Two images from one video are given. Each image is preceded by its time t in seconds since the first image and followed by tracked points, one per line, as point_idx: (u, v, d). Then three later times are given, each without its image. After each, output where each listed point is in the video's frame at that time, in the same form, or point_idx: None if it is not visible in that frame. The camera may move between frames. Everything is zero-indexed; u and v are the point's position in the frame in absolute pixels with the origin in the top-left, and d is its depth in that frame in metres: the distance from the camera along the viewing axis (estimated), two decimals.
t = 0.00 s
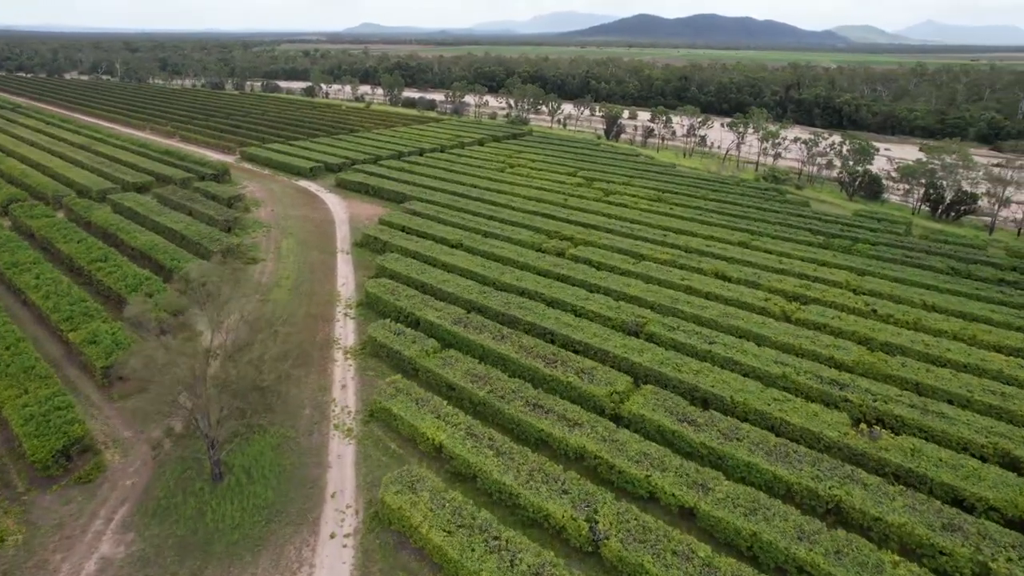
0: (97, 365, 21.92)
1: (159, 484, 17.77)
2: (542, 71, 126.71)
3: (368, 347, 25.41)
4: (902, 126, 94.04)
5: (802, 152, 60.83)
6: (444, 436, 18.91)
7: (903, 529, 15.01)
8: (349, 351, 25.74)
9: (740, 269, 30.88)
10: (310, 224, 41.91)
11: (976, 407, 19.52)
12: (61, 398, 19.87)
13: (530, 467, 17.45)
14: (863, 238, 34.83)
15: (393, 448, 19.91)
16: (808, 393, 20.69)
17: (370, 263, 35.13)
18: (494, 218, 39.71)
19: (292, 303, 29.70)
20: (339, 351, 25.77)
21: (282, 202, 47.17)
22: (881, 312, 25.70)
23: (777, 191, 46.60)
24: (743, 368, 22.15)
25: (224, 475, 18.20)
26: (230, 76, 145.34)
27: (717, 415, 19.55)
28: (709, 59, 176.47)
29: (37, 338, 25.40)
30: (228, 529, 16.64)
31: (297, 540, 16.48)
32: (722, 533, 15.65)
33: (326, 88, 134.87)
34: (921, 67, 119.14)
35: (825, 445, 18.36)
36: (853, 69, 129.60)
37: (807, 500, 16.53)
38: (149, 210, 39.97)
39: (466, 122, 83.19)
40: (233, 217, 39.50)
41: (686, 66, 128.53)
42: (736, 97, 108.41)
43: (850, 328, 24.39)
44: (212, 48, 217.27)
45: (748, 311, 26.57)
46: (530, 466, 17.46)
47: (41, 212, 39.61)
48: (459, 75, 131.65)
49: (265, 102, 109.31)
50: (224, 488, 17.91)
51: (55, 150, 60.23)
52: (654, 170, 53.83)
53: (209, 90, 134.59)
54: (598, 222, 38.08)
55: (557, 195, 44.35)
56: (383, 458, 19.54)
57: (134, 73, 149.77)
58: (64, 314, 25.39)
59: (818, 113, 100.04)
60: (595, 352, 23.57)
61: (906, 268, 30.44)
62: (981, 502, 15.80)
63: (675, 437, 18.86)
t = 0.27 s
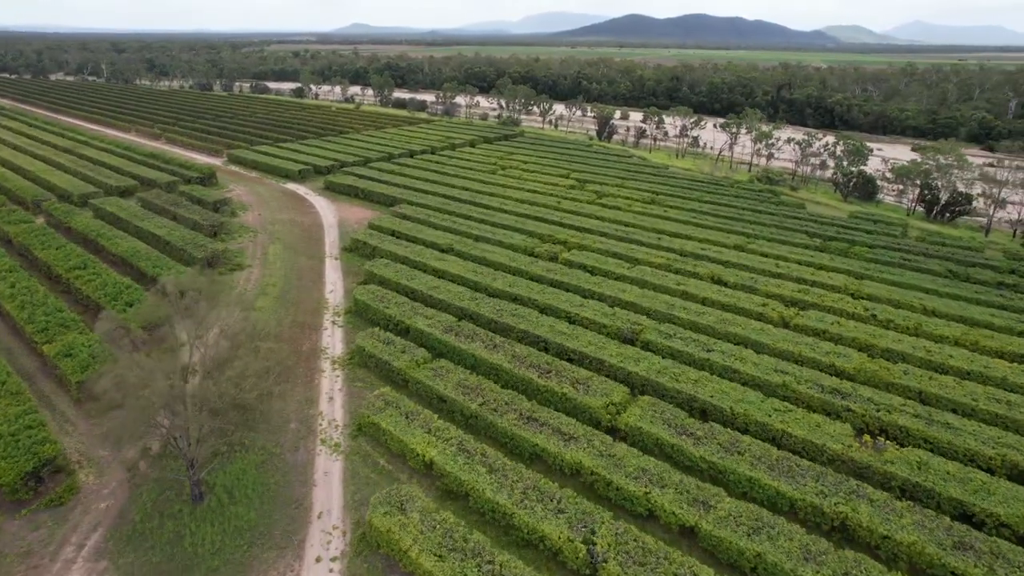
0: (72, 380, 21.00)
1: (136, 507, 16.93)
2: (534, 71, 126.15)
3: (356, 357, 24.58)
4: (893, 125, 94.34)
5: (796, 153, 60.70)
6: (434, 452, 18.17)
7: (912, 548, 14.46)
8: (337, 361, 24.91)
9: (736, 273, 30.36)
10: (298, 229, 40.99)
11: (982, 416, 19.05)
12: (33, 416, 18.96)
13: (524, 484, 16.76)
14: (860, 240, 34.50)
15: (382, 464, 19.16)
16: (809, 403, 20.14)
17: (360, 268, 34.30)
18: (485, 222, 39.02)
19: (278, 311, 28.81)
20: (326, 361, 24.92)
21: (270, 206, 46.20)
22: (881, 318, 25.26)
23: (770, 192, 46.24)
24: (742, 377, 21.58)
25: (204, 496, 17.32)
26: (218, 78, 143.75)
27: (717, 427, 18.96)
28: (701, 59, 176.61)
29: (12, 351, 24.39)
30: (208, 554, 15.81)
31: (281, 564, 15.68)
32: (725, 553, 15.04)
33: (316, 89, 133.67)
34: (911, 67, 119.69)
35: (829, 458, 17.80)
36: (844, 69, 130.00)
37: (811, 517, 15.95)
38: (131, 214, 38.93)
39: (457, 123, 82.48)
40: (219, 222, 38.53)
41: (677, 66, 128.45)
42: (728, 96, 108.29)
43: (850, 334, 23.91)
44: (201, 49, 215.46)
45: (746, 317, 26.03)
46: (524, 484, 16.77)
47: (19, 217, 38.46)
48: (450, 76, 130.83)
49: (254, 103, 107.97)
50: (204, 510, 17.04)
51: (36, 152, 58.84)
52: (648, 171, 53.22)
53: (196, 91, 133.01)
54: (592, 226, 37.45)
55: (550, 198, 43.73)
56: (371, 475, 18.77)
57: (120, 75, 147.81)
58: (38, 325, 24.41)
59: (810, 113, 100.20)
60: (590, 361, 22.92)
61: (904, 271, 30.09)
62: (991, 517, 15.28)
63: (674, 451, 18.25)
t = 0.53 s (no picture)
0: (46, 396, 20.11)
1: (111, 532, 16.09)
2: (526, 71, 125.56)
3: (345, 367, 23.81)
4: (885, 125, 94.59)
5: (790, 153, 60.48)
6: (425, 469, 17.43)
7: (924, 569, 13.88)
8: (325, 372, 24.09)
9: (733, 277, 29.84)
10: (286, 233, 40.08)
11: (988, 426, 18.57)
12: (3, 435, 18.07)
13: (519, 503, 16.08)
14: (858, 243, 34.12)
15: (371, 481, 18.41)
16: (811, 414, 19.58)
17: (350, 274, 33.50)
18: (478, 225, 38.33)
19: (264, 319, 27.91)
20: (314, 372, 24.10)
21: (257, 209, 45.21)
22: (881, 323, 24.81)
23: (765, 194, 45.80)
24: (742, 387, 21.03)
25: (183, 519, 16.42)
26: (208, 78, 142.24)
27: (717, 440, 18.36)
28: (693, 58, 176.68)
29: None
30: None
31: None
32: None
33: (306, 90, 132.51)
34: (902, 66, 120.13)
35: (834, 471, 17.23)
36: (836, 69, 130.37)
37: (818, 535, 15.36)
38: (114, 219, 37.88)
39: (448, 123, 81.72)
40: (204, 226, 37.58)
41: (670, 66, 128.33)
42: (720, 96, 108.20)
43: (851, 341, 23.41)
44: (189, 49, 213.42)
45: (745, 323, 25.48)
46: (519, 503, 16.08)
47: None
48: (441, 76, 130.06)
49: (243, 104, 106.68)
50: (183, 534, 16.17)
51: (18, 155, 57.51)
52: (642, 172, 52.67)
53: (184, 92, 131.45)
54: (586, 229, 36.83)
55: (543, 200, 43.10)
56: (360, 493, 18.01)
57: (107, 75, 145.97)
58: (13, 337, 23.47)
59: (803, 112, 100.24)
60: (586, 371, 22.28)
61: (903, 274, 29.72)
62: (1003, 535, 14.75)
63: (674, 465, 17.63)
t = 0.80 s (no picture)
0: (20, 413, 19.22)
1: (86, 557, 15.29)
2: (520, 71, 124.98)
3: (334, 378, 23.05)
4: (880, 125, 94.71)
5: (786, 154, 60.08)
6: (417, 488, 16.69)
7: None
8: (315, 382, 23.33)
9: (732, 281, 29.31)
10: (276, 237, 39.21)
11: (998, 437, 18.05)
12: None
13: (516, 524, 15.39)
14: (858, 246, 33.67)
15: (360, 499, 17.66)
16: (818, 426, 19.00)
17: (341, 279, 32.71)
18: (472, 228, 37.64)
19: (252, 327, 27.06)
20: (303, 382, 23.33)
21: (246, 212, 44.28)
22: (884, 329, 24.36)
23: (763, 195, 45.28)
24: (743, 397, 20.47)
25: (162, 543, 15.61)
26: (199, 79, 140.82)
27: (720, 453, 17.73)
28: (687, 59, 176.74)
29: None
30: None
31: None
32: None
33: (298, 90, 131.41)
34: (896, 67, 120.43)
35: (841, 487, 16.64)
36: (830, 68, 130.40)
37: (827, 556, 14.74)
38: (97, 222, 36.82)
39: (442, 124, 80.96)
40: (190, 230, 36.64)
41: (664, 66, 128.02)
42: (715, 96, 107.89)
43: (855, 348, 22.89)
44: (180, 49, 211.55)
45: (745, 329, 24.95)
46: (516, 524, 15.39)
47: None
48: (434, 77, 129.20)
49: (234, 105, 105.38)
50: (162, 559, 15.38)
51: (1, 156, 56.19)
52: (638, 174, 52.08)
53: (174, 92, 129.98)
54: (582, 232, 36.18)
55: (538, 202, 42.46)
56: (350, 512, 17.29)
57: (97, 75, 144.20)
58: None
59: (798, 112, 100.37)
60: (583, 380, 21.65)
61: (905, 278, 29.32)
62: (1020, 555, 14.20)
63: (675, 480, 17.00)
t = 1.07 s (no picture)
0: None
1: None
2: (514, 71, 124.29)
3: (325, 390, 22.24)
4: (876, 126, 94.62)
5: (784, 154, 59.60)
6: (410, 509, 15.93)
7: None
8: (304, 394, 22.49)
9: (733, 286, 28.69)
10: (267, 241, 38.28)
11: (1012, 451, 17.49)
12: None
13: (513, 548, 14.67)
14: (860, 250, 33.13)
15: (350, 520, 16.88)
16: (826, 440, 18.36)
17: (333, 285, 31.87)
18: (467, 232, 36.92)
19: (240, 335, 26.13)
20: (292, 394, 22.48)
21: (236, 215, 43.32)
22: (890, 336, 23.82)
23: (762, 197, 44.70)
24: (748, 409, 19.81)
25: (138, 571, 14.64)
26: (190, 79, 139.40)
27: (725, 469, 17.07)
28: (683, 58, 176.59)
29: None
30: None
31: None
32: None
33: (291, 91, 130.27)
34: (891, 67, 120.57)
35: (852, 505, 15.99)
36: (825, 68, 130.43)
37: None
38: (81, 226, 35.78)
39: (436, 125, 80.16)
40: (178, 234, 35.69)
41: (659, 66, 127.66)
42: (711, 97, 107.47)
43: (861, 357, 22.30)
44: (173, 49, 209.97)
45: (747, 337, 24.34)
46: (514, 548, 14.67)
47: None
48: (429, 77, 128.38)
49: (226, 105, 104.21)
50: None
51: None
52: (635, 175, 51.41)
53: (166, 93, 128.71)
54: (579, 236, 35.47)
55: (535, 205, 41.77)
56: (340, 533, 16.51)
57: (87, 75, 142.55)
58: None
59: (794, 113, 100.22)
60: (582, 391, 20.95)
61: (909, 283, 28.84)
62: None
63: (678, 499, 16.34)
